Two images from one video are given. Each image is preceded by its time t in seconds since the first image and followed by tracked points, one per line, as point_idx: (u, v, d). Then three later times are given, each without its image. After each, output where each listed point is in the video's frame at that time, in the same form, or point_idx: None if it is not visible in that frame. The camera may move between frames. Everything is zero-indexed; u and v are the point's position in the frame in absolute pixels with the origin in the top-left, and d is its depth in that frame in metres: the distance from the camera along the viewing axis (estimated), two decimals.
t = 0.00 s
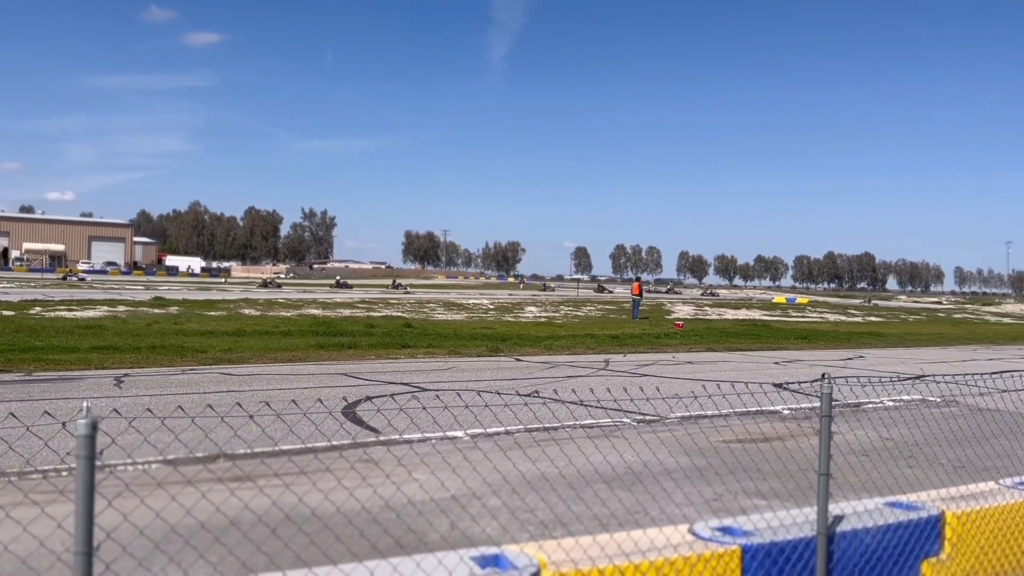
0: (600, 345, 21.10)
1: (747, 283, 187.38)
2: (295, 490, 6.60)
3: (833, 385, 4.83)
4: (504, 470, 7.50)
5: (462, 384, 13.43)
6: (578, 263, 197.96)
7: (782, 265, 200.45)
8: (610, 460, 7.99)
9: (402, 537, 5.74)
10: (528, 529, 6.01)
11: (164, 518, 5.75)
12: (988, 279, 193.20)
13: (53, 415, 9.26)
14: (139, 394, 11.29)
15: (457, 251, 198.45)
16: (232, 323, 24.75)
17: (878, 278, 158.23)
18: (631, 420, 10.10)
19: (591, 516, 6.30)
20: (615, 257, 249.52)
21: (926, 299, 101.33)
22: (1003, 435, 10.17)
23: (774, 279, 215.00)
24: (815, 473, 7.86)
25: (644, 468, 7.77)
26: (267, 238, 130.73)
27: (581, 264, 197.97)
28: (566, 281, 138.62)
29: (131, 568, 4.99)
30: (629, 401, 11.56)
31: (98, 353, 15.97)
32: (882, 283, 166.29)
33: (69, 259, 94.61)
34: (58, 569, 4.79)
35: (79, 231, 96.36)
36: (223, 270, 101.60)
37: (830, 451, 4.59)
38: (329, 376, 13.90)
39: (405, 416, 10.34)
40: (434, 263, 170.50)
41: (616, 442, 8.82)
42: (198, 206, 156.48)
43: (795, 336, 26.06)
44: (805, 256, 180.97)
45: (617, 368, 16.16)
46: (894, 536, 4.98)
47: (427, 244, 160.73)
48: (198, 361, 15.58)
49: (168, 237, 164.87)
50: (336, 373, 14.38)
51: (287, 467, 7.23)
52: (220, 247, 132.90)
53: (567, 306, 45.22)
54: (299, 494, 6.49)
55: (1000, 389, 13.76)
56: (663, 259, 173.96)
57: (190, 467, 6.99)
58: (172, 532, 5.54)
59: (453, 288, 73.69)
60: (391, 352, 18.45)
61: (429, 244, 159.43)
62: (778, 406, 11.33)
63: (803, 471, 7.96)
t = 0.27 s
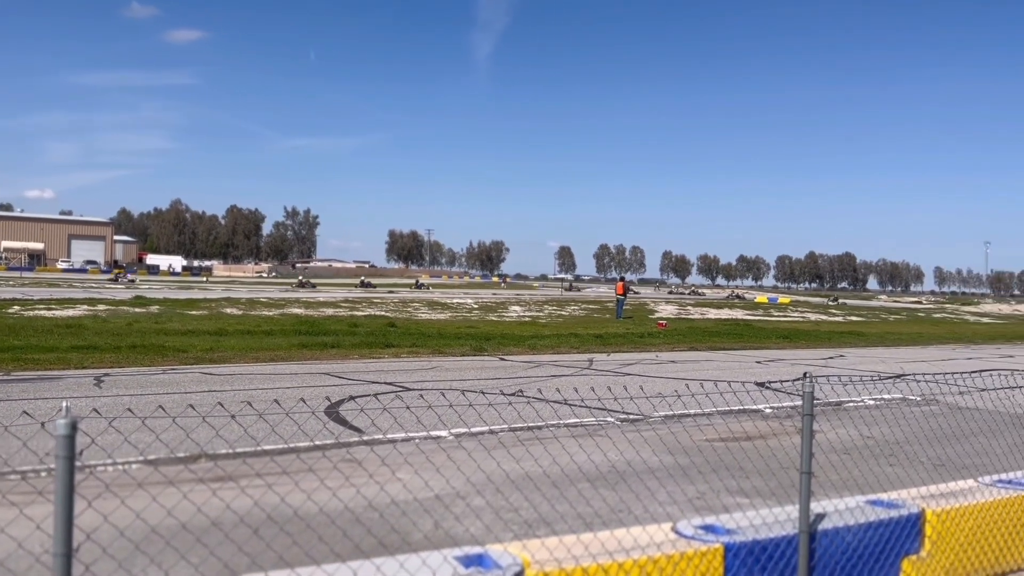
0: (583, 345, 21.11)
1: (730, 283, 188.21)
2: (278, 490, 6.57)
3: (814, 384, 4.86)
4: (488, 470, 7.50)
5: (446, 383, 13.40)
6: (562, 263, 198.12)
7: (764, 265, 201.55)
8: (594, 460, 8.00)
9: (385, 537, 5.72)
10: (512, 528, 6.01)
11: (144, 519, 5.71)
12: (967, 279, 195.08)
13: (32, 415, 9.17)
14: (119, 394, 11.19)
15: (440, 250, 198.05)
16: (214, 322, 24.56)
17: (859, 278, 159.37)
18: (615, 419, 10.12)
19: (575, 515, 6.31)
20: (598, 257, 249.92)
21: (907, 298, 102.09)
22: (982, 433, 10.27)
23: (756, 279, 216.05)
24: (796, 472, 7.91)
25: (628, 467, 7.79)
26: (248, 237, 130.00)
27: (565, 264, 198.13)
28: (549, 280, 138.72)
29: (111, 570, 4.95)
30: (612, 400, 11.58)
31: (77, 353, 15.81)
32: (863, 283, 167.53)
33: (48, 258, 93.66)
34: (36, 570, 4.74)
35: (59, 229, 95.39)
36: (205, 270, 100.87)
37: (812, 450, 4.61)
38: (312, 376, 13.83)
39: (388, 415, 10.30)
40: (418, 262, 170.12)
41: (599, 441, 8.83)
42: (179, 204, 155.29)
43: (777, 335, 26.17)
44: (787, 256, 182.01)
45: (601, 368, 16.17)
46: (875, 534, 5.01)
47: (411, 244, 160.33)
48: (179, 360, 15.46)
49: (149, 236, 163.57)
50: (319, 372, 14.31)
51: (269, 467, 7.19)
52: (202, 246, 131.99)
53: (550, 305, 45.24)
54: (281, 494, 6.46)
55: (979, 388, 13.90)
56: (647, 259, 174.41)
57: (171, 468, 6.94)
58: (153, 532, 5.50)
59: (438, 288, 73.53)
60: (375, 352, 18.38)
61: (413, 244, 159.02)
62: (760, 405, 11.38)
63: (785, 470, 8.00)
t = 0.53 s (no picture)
0: (569, 345, 21.13)
1: (716, 283, 188.92)
2: (263, 491, 6.54)
3: (799, 383, 4.88)
4: (474, 470, 7.49)
5: (432, 383, 13.38)
6: (548, 263, 198.26)
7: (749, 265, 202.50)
8: (580, 459, 8.00)
9: (371, 538, 5.71)
10: (498, 528, 6.01)
11: (127, 521, 5.67)
12: (949, 279, 196.64)
13: (13, 416, 9.09)
14: (102, 394, 11.11)
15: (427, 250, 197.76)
16: (198, 322, 24.41)
17: (843, 278, 160.36)
18: (601, 419, 10.13)
19: (561, 515, 6.31)
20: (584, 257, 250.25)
21: (891, 298, 102.80)
22: (964, 432, 10.35)
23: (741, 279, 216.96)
24: (781, 471, 7.94)
25: (614, 467, 7.81)
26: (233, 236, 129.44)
27: (551, 264, 198.32)
28: (535, 280, 138.88)
29: (94, 571, 4.91)
30: (598, 400, 11.59)
31: (59, 353, 15.68)
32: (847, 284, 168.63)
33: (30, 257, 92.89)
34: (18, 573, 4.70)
35: (41, 228, 94.57)
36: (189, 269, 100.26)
37: (797, 449, 4.63)
38: (297, 376, 13.78)
39: (374, 416, 10.27)
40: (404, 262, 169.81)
41: (586, 441, 8.84)
42: (163, 203, 154.30)
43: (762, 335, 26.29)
44: (771, 256, 182.90)
45: (587, 368, 16.19)
46: (859, 533, 5.05)
47: (397, 244, 160.02)
48: (163, 361, 15.36)
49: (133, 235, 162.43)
50: (304, 373, 14.26)
51: (254, 468, 7.16)
52: (186, 246, 131.21)
53: (536, 305, 45.28)
54: (266, 495, 6.43)
55: (961, 388, 14.02)
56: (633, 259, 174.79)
57: (155, 469, 6.90)
58: (136, 534, 5.46)
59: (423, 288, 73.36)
60: (360, 352, 18.33)
61: (399, 244, 158.69)
62: (745, 405, 11.44)
63: (769, 469, 8.03)
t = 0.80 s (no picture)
0: (557, 345, 21.16)
1: (703, 283, 189.57)
2: (250, 493, 6.51)
3: (786, 384, 4.90)
4: (463, 471, 7.48)
5: (420, 384, 13.36)
6: (536, 263, 198.66)
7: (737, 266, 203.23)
8: (568, 460, 8.01)
9: (359, 539, 5.69)
10: (486, 529, 6.00)
11: (114, 522, 5.63)
12: (935, 280, 197.90)
13: None
14: (88, 395, 11.04)
15: (415, 250, 197.53)
16: (185, 323, 24.31)
17: (829, 279, 161.18)
18: (589, 419, 10.14)
19: (549, 516, 6.31)
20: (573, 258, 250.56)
21: (877, 299, 103.35)
22: (950, 432, 10.42)
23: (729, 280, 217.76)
24: (768, 471, 7.97)
25: (602, 467, 7.82)
26: (220, 236, 129.03)
27: (539, 265, 198.86)
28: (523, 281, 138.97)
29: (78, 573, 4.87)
30: (586, 401, 11.61)
31: (44, 354, 15.57)
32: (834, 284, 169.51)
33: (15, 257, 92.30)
34: None
35: (26, 228, 93.90)
36: (175, 270, 99.77)
37: (784, 449, 4.65)
38: (285, 377, 13.73)
39: (362, 416, 10.25)
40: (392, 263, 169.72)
41: (574, 441, 8.85)
42: (150, 203, 153.62)
43: (749, 336, 26.38)
44: (759, 257, 183.61)
45: (576, 368, 16.21)
46: (846, 533, 5.07)
47: (385, 244, 159.85)
48: (149, 361, 15.29)
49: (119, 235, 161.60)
50: (292, 374, 14.22)
51: (241, 469, 7.13)
52: (173, 246, 130.59)
53: (525, 306, 45.34)
54: (253, 497, 6.40)
55: (947, 388, 14.13)
56: (621, 260, 175.25)
57: (141, 470, 6.86)
58: (121, 536, 5.43)
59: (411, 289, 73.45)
60: (348, 353, 18.29)
61: (387, 244, 158.53)
62: (733, 405, 11.49)
63: (757, 469, 8.06)
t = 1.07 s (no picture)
0: (549, 346, 21.17)
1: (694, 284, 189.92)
2: (240, 495, 6.49)
3: (776, 384, 4.92)
4: (453, 472, 7.48)
5: (411, 385, 13.36)
6: (528, 265, 198.71)
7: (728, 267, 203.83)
8: (558, 461, 8.01)
9: (349, 541, 5.68)
10: (477, 531, 5.99)
11: (102, 524, 5.61)
12: (924, 281, 198.93)
13: None
14: (77, 397, 10.99)
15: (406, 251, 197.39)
16: (174, 324, 24.23)
17: (820, 281, 161.71)
18: (580, 420, 10.15)
19: (541, 517, 6.31)
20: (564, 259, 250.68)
21: (867, 300, 103.87)
22: (938, 432, 10.48)
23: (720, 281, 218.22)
24: (758, 471, 7.99)
25: (593, 468, 7.82)
26: (210, 237, 128.68)
27: (531, 266, 198.92)
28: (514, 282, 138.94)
29: None
30: (578, 402, 11.62)
31: (33, 355, 15.49)
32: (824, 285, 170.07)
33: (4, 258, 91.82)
34: None
35: (14, 228, 93.38)
36: (165, 270, 99.32)
37: (774, 450, 4.66)
38: (275, 378, 13.70)
39: (353, 418, 10.23)
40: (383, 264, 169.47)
41: (564, 442, 8.85)
42: (140, 203, 153.06)
43: (740, 337, 26.44)
44: (750, 258, 184.15)
45: (567, 369, 16.23)
46: (835, 533, 5.09)
47: (376, 245, 159.62)
48: (139, 363, 15.23)
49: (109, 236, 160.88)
50: (283, 375, 14.20)
51: (231, 470, 7.11)
52: (163, 246, 130.06)
53: (516, 307, 45.35)
54: (243, 498, 6.38)
55: (936, 388, 14.22)
56: (612, 261, 175.42)
57: (130, 471, 6.83)
58: (109, 538, 5.41)
59: (403, 289, 73.35)
60: (340, 354, 18.27)
61: (378, 245, 158.24)
62: (723, 406, 11.53)
63: (747, 469, 8.08)
